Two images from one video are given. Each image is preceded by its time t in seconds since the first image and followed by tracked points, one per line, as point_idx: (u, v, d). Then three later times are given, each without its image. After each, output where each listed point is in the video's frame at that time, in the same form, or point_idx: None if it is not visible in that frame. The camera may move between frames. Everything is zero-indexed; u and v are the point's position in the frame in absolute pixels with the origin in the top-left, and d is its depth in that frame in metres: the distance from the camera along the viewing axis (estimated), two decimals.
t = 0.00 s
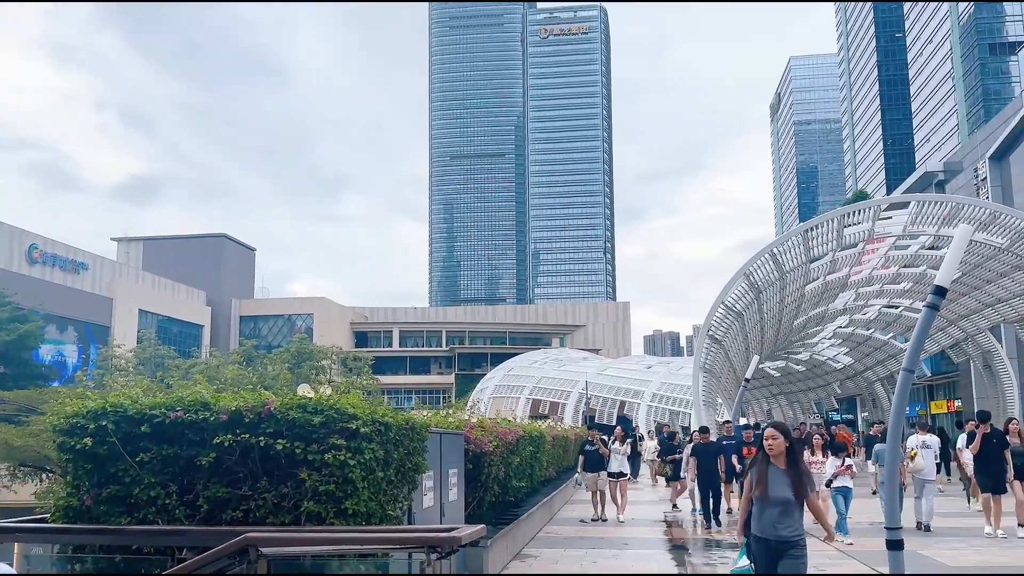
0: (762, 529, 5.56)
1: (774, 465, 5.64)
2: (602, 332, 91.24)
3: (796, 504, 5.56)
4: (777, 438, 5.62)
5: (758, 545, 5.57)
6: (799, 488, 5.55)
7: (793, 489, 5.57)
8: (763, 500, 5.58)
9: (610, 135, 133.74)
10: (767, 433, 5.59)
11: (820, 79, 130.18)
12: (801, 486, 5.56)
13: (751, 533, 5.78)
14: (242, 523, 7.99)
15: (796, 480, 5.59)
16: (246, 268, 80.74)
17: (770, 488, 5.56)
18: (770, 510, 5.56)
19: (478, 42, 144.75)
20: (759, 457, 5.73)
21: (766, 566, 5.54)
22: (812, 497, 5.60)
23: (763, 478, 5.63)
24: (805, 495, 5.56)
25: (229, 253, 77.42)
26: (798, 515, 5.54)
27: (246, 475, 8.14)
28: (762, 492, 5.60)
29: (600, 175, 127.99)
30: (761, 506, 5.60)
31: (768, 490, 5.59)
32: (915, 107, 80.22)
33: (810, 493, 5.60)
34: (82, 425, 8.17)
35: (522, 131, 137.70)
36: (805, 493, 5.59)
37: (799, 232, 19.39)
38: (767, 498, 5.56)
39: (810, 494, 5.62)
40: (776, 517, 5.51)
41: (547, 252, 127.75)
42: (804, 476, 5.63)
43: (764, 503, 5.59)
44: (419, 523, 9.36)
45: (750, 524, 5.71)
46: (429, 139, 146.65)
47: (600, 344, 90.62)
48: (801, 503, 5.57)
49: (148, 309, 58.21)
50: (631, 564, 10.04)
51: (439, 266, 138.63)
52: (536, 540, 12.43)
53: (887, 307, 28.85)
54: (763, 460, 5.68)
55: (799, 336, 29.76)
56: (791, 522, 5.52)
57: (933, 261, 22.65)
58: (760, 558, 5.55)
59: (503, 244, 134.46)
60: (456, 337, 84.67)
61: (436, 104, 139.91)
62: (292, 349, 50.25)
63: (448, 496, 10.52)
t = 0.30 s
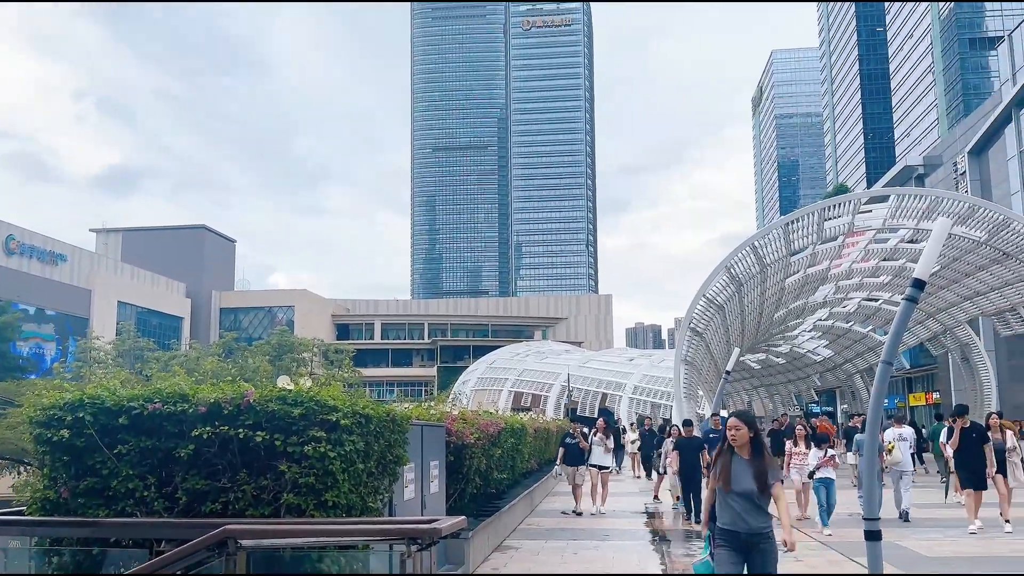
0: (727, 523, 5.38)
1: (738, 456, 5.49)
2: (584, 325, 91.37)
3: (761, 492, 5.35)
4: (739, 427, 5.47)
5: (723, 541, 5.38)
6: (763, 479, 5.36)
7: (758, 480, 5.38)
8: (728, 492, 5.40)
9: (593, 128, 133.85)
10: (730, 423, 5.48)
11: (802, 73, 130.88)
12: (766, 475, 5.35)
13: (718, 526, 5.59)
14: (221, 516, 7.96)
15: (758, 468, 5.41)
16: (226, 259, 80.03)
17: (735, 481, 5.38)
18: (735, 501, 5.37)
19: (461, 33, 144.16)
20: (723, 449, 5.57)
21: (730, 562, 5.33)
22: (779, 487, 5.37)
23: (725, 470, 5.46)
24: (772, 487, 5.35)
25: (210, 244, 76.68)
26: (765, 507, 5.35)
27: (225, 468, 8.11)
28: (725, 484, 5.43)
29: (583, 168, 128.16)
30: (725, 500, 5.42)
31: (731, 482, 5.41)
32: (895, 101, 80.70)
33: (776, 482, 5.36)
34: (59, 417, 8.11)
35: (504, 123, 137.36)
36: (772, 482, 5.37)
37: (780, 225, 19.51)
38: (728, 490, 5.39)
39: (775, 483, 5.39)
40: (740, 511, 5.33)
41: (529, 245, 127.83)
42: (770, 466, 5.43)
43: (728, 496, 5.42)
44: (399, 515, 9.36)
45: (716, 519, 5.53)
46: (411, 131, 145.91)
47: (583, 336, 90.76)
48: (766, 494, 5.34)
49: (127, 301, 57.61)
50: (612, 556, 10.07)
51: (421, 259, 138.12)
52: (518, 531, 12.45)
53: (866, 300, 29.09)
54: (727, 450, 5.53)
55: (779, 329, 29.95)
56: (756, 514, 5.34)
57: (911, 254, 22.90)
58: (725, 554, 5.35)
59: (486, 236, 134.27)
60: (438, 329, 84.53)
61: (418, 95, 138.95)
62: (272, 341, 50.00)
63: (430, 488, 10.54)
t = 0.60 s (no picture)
0: (681, 528, 5.24)
1: (694, 458, 5.36)
2: (569, 323, 91.53)
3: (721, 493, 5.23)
4: (695, 428, 5.33)
5: (676, 546, 5.25)
6: (720, 483, 5.23)
7: (714, 485, 5.25)
8: (683, 496, 5.28)
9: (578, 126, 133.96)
10: (686, 424, 5.31)
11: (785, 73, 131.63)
12: (722, 479, 5.22)
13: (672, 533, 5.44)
14: (201, 514, 7.89)
15: (715, 471, 5.27)
16: (209, 255, 79.49)
17: (692, 484, 5.26)
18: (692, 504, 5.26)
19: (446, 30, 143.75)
20: (680, 452, 5.42)
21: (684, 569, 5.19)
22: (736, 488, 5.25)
23: (683, 473, 5.33)
24: (728, 490, 5.21)
25: (192, 241, 76.19)
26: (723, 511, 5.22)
27: (205, 465, 8.05)
28: (682, 489, 5.31)
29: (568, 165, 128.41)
30: (682, 504, 5.29)
31: (688, 487, 5.29)
32: (878, 101, 81.24)
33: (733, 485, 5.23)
34: (37, 415, 8.02)
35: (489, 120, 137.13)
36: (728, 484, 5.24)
37: (763, 224, 19.57)
38: (684, 493, 5.27)
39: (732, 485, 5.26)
40: (697, 516, 5.19)
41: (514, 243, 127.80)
42: (728, 468, 5.30)
43: (684, 500, 5.30)
44: (381, 512, 9.33)
45: (672, 524, 5.40)
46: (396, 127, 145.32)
47: (567, 334, 90.91)
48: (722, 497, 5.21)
49: (108, 297, 57.17)
50: (596, 554, 10.12)
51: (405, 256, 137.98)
52: (501, 529, 12.46)
53: (848, 299, 29.29)
54: (683, 454, 5.38)
55: (762, 327, 30.08)
56: (715, 517, 5.20)
57: (892, 253, 23.08)
58: (680, 561, 5.22)
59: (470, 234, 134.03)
60: (422, 327, 84.42)
61: (401, 92, 138.20)
62: (254, 338, 49.72)
63: (412, 487, 10.53)
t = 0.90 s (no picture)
0: (632, 540, 5.12)
1: (645, 464, 5.22)
2: (552, 327, 91.65)
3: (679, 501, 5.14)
4: (646, 433, 5.22)
5: (628, 559, 5.13)
6: (670, 491, 5.11)
7: (663, 492, 5.12)
8: (631, 504, 5.16)
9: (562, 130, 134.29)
10: (635, 428, 5.22)
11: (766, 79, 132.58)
12: (678, 488, 5.11)
13: (624, 544, 5.34)
14: (178, 520, 7.85)
15: (668, 483, 5.14)
16: (189, 258, 78.97)
17: (640, 493, 5.13)
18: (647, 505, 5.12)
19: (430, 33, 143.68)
20: (630, 457, 5.31)
21: None
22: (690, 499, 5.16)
23: (633, 479, 5.21)
24: (682, 500, 5.11)
25: (173, 243, 75.58)
26: (677, 517, 5.12)
27: (184, 470, 8.00)
28: (631, 497, 5.17)
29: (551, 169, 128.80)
30: (629, 514, 5.17)
31: (637, 493, 5.16)
32: (858, 108, 82.02)
33: (685, 493, 5.13)
34: (13, 419, 7.96)
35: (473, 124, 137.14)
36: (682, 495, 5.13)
37: (744, 229, 19.72)
38: (634, 502, 5.13)
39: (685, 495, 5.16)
40: (643, 525, 5.07)
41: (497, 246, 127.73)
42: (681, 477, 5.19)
43: (631, 510, 5.18)
44: (362, 517, 9.32)
45: (623, 536, 5.29)
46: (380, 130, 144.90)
47: (551, 338, 90.95)
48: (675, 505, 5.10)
49: (87, 300, 56.61)
50: (577, 557, 10.18)
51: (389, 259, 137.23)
52: (483, 533, 12.47)
53: (828, 303, 29.53)
54: (634, 459, 5.27)
55: (744, 331, 30.24)
56: (667, 526, 5.09)
57: (872, 258, 23.28)
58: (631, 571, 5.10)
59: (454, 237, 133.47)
60: (406, 330, 84.30)
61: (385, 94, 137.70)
62: (235, 342, 49.45)
63: (394, 491, 10.51)
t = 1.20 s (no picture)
0: (558, 544, 4.41)
1: (574, 465, 4.50)
2: (521, 328, 91.81)
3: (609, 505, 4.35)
4: (577, 430, 4.48)
5: (553, 564, 4.42)
6: (599, 495, 4.35)
7: (588, 495, 4.37)
8: (557, 510, 4.43)
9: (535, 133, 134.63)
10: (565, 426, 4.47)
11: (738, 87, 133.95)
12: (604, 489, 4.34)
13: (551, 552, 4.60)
14: (135, 516, 7.75)
15: (597, 483, 4.38)
16: (154, 252, 78.10)
17: (565, 496, 4.40)
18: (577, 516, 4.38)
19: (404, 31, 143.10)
20: (561, 457, 4.56)
21: None
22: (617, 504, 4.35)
23: (557, 484, 4.47)
24: (610, 504, 4.34)
25: (138, 236, 74.87)
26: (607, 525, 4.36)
27: (142, 466, 7.89)
28: (556, 498, 4.45)
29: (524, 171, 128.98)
30: (554, 518, 4.46)
31: (562, 496, 4.43)
32: (827, 119, 83.27)
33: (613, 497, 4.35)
34: None
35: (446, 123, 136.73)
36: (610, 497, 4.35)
37: (714, 235, 19.92)
38: (558, 506, 4.42)
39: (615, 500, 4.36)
40: (571, 533, 4.37)
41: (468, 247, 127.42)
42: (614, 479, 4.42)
43: (556, 514, 4.45)
44: (324, 516, 9.24)
45: (551, 542, 4.55)
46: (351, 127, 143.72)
47: (520, 339, 91.08)
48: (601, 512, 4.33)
49: (47, 292, 55.73)
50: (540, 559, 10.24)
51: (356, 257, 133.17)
52: (447, 534, 12.43)
53: (794, 310, 29.87)
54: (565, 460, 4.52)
55: (710, 336, 30.50)
56: (596, 535, 4.37)
57: (837, 267, 23.63)
58: None
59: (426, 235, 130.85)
60: (374, 329, 83.94)
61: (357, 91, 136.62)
62: (199, 338, 48.93)
63: (357, 490, 10.42)
